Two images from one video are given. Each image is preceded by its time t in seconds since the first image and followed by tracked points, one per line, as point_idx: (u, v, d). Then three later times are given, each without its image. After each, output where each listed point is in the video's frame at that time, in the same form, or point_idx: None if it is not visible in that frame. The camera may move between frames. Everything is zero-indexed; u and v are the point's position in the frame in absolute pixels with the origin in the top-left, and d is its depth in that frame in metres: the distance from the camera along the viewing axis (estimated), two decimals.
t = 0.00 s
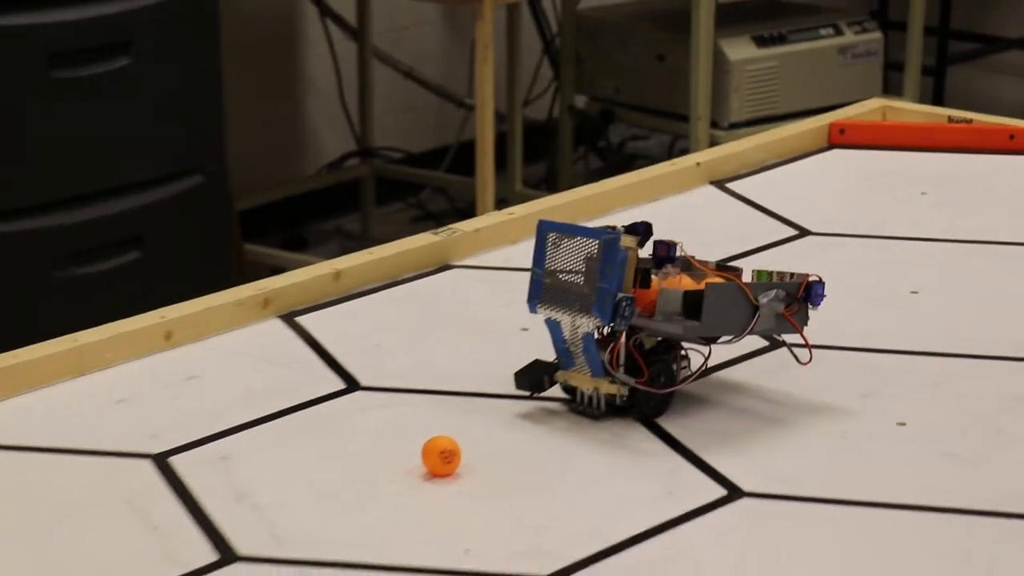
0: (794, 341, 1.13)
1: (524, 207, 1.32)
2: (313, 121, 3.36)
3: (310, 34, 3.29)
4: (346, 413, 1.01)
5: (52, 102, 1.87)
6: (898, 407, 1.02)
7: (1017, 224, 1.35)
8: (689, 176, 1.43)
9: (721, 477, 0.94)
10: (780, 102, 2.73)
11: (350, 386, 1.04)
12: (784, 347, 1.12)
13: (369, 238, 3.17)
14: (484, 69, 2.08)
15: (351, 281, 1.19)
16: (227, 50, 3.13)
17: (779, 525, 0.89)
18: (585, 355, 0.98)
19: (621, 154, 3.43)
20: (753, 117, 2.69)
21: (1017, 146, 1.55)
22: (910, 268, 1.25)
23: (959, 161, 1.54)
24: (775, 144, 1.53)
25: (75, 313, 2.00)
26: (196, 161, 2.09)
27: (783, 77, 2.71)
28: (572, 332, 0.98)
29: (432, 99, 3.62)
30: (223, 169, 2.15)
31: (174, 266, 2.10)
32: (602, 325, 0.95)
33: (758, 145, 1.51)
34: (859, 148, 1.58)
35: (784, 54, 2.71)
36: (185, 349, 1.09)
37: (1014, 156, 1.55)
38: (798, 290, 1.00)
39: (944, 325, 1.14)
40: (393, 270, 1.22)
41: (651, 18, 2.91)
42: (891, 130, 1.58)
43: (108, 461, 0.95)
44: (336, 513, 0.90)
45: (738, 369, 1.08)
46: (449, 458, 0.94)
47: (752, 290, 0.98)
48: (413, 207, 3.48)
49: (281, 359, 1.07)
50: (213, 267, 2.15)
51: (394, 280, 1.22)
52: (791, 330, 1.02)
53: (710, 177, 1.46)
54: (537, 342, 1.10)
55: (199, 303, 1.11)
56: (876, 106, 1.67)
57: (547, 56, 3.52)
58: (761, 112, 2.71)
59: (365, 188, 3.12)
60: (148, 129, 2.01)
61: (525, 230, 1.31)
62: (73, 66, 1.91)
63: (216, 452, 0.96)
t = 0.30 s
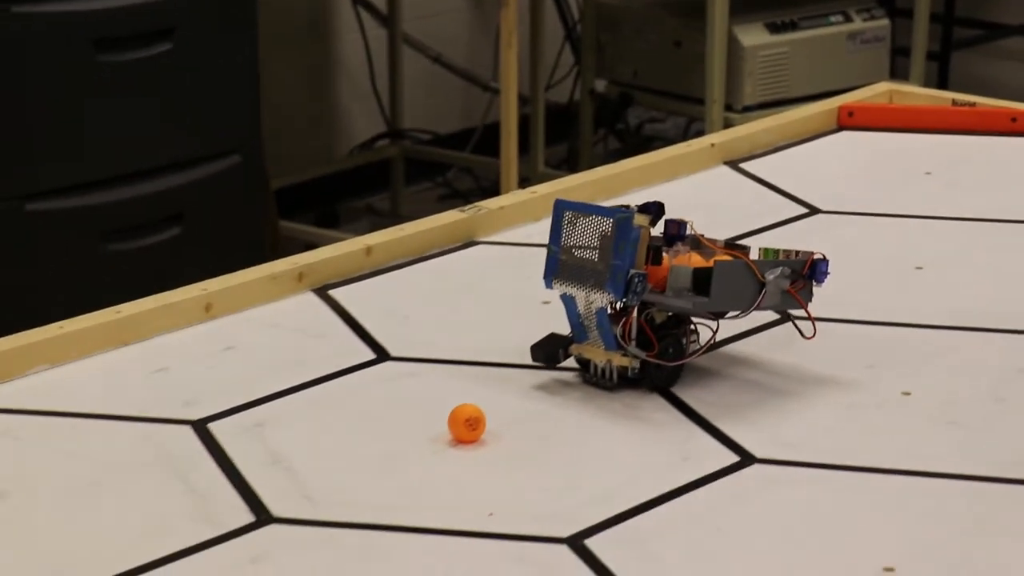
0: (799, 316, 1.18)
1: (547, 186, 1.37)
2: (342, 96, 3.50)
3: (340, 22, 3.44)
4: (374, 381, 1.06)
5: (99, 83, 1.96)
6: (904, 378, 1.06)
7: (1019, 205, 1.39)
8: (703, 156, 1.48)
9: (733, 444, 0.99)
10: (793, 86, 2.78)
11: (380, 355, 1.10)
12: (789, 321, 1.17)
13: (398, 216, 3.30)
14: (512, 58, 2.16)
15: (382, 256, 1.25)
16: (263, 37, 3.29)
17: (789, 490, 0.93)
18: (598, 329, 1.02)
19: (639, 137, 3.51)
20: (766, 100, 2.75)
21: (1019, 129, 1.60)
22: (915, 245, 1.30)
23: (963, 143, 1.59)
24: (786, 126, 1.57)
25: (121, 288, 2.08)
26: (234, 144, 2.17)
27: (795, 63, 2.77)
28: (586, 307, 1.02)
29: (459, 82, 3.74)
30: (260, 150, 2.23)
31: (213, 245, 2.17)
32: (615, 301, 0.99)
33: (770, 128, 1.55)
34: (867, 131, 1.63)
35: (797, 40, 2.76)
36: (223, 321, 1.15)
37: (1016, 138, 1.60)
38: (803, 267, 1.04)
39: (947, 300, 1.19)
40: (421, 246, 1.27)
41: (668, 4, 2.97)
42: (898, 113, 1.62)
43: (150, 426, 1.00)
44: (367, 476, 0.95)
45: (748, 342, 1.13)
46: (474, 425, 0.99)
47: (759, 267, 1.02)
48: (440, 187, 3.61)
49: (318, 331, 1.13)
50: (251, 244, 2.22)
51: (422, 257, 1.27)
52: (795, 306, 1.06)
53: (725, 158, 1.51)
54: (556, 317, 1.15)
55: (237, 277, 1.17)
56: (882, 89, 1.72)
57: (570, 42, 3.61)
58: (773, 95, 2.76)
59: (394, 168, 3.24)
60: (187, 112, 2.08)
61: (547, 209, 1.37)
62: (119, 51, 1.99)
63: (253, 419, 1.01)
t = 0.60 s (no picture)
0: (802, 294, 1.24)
1: (563, 172, 1.46)
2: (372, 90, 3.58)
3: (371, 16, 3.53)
4: (399, 355, 1.13)
5: (145, 79, 2.21)
6: (900, 353, 1.13)
7: (1012, 190, 1.45)
8: (711, 144, 1.55)
9: (739, 416, 1.05)
10: (797, 78, 2.85)
11: (406, 331, 1.17)
12: (791, 300, 1.24)
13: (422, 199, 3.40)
14: (529, 51, 2.24)
15: (409, 237, 1.33)
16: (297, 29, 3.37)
17: (790, 459, 0.99)
18: (611, 307, 1.09)
19: (651, 126, 3.59)
20: (770, 91, 2.82)
21: (1009, 118, 1.67)
22: (913, 227, 1.36)
23: (959, 131, 1.65)
24: (789, 116, 1.64)
25: (164, 262, 2.32)
26: (263, 131, 2.41)
27: (799, 57, 2.84)
28: (599, 287, 1.08)
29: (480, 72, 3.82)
30: (290, 137, 2.47)
31: (245, 221, 2.42)
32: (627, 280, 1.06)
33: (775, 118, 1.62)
34: (865, 121, 1.69)
35: (799, 34, 2.83)
36: (259, 298, 1.22)
37: (1007, 128, 1.66)
38: (802, 248, 1.10)
39: (943, 279, 1.25)
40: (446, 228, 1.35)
41: None
42: (895, 104, 1.69)
43: (190, 397, 1.07)
44: (394, 444, 1.02)
45: (753, 318, 1.20)
46: (494, 396, 1.05)
47: (762, 248, 1.08)
48: (461, 172, 3.71)
49: (350, 307, 1.20)
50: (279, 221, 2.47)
51: (447, 238, 1.35)
52: (796, 285, 1.12)
53: (732, 146, 1.58)
54: (572, 296, 1.22)
55: (273, 257, 1.24)
56: (880, 81, 1.78)
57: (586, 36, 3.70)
58: (778, 87, 2.82)
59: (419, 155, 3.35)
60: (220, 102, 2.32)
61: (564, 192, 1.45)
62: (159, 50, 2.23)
63: (286, 390, 1.08)
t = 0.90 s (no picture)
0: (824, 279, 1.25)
1: (585, 158, 1.48)
2: (398, 78, 3.58)
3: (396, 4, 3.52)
4: (424, 339, 1.15)
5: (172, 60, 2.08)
6: (920, 338, 1.14)
7: None
8: (733, 130, 1.57)
9: (759, 399, 1.06)
10: (818, 66, 2.85)
11: (430, 314, 1.19)
12: (810, 285, 1.25)
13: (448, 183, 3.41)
14: (552, 36, 2.28)
15: (432, 221, 1.35)
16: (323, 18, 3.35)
17: (810, 441, 1.00)
18: (634, 290, 1.10)
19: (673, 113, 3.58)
20: (792, 77, 2.83)
21: None
22: (932, 215, 1.37)
23: (978, 119, 1.66)
24: (810, 103, 1.66)
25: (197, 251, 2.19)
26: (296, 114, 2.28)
27: (821, 45, 2.84)
28: (622, 269, 1.09)
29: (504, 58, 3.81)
30: (319, 121, 2.33)
31: (280, 211, 2.29)
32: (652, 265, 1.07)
33: (794, 105, 1.64)
34: (885, 107, 1.71)
35: (821, 22, 2.82)
36: (284, 283, 1.24)
37: None
38: (822, 234, 1.11)
39: (962, 265, 1.26)
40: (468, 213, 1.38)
41: None
42: (915, 91, 1.70)
43: (216, 379, 1.08)
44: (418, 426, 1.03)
45: (774, 303, 1.21)
46: (516, 379, 1.06)
47: (783, 234, 1.09)
48: (486, 157, 3.71)
49: (375, 290, 1.23)
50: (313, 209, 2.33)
51: (470, 223, 1.38)
52: (816, 270, 1.13)
53: (753, 132, 1.60)
54: (593, 281, 1.24)
55: (298, 241, 1.27)
56: (900, 68, 1.79)
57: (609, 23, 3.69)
58: (799, 74, 2.83)
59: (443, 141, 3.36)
60: (250, 85, 2.19)
61: (587, 176, 1.47)
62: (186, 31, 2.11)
63: (311, 373, 1.09)
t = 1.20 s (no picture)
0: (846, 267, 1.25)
1: (605, 145, 1.47)
2: (420, 64, 3.57)
3: None
4: (445, 326, 1.15)
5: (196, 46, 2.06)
6: (941, 327, 1.13)
7: None
8: (755, 117, 1.59)
9: (780, 388, 1.06)
10: (839, 53, 2.83)
11: (452, 301, 1.19)
12: (832, 273, 1.25)
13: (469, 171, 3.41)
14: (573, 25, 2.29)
15: (453, 209, 1.36)
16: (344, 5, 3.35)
17: (831, 429, 1.00)
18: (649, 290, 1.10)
19: (694, 100, 3.58)
20: (814, 65, 2.81)
21: None
22: (953, 205, 1.37)
23: (1000, 108, 1.66)
24: (832, 91, 1.67)
25: (218, 237, 2.18)
26: (319, 100, 2.26)
27: (842, 32, 2.82)
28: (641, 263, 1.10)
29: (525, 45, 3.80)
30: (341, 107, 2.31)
31: (302, 198, 2.27)
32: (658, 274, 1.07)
33: (816, 92, 1.65)
34: (907, 95, 1.72)
35: (842, 9, 2.81)
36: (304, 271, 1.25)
37: None
38: (844, 222, 1.11)
39: (985, 254, 1.26)
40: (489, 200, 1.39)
41: None
42: (937, 79, 1.71)
43: (238, 365, 1.09)
44: (439, 412, 1.03)
45: (795, 291, 1.21)
46: (537, 366, 1.06)
47: (805, 222, 1.09)
48: (506, 144, 3.71)
49: (396, 278, 1.24)
50: (335, 195, 2.32)
51: (490, 211, 1.38)
52: (838, 258, 1.13)
53: (774, 119, 1.61)
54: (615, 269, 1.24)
55: (320, 227, 1.28)
56: (923, 55, 1.80)
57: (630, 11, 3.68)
58: (821, 62, 2.82)
59: (464, 127, 3.36)
60: (273, 71, 2.17)
61: (609, 163, 1.46)
62: (211, 16, 2.08)
63: (332, 359, 1.10)
